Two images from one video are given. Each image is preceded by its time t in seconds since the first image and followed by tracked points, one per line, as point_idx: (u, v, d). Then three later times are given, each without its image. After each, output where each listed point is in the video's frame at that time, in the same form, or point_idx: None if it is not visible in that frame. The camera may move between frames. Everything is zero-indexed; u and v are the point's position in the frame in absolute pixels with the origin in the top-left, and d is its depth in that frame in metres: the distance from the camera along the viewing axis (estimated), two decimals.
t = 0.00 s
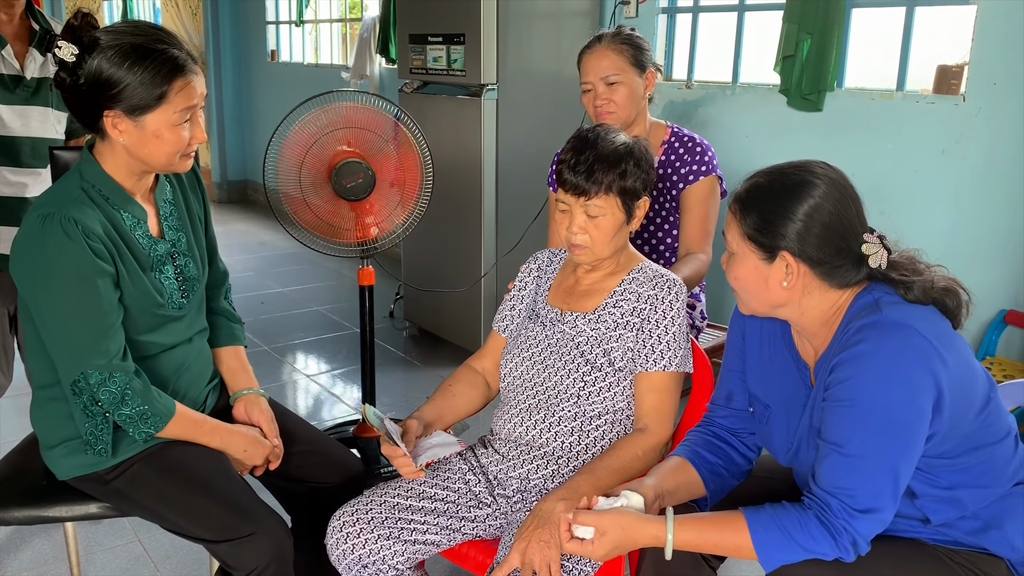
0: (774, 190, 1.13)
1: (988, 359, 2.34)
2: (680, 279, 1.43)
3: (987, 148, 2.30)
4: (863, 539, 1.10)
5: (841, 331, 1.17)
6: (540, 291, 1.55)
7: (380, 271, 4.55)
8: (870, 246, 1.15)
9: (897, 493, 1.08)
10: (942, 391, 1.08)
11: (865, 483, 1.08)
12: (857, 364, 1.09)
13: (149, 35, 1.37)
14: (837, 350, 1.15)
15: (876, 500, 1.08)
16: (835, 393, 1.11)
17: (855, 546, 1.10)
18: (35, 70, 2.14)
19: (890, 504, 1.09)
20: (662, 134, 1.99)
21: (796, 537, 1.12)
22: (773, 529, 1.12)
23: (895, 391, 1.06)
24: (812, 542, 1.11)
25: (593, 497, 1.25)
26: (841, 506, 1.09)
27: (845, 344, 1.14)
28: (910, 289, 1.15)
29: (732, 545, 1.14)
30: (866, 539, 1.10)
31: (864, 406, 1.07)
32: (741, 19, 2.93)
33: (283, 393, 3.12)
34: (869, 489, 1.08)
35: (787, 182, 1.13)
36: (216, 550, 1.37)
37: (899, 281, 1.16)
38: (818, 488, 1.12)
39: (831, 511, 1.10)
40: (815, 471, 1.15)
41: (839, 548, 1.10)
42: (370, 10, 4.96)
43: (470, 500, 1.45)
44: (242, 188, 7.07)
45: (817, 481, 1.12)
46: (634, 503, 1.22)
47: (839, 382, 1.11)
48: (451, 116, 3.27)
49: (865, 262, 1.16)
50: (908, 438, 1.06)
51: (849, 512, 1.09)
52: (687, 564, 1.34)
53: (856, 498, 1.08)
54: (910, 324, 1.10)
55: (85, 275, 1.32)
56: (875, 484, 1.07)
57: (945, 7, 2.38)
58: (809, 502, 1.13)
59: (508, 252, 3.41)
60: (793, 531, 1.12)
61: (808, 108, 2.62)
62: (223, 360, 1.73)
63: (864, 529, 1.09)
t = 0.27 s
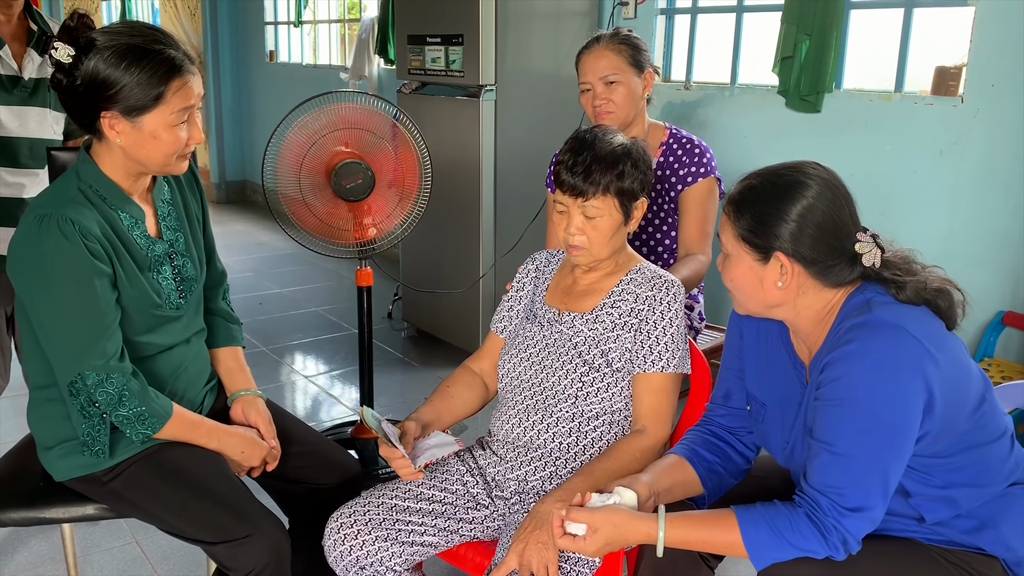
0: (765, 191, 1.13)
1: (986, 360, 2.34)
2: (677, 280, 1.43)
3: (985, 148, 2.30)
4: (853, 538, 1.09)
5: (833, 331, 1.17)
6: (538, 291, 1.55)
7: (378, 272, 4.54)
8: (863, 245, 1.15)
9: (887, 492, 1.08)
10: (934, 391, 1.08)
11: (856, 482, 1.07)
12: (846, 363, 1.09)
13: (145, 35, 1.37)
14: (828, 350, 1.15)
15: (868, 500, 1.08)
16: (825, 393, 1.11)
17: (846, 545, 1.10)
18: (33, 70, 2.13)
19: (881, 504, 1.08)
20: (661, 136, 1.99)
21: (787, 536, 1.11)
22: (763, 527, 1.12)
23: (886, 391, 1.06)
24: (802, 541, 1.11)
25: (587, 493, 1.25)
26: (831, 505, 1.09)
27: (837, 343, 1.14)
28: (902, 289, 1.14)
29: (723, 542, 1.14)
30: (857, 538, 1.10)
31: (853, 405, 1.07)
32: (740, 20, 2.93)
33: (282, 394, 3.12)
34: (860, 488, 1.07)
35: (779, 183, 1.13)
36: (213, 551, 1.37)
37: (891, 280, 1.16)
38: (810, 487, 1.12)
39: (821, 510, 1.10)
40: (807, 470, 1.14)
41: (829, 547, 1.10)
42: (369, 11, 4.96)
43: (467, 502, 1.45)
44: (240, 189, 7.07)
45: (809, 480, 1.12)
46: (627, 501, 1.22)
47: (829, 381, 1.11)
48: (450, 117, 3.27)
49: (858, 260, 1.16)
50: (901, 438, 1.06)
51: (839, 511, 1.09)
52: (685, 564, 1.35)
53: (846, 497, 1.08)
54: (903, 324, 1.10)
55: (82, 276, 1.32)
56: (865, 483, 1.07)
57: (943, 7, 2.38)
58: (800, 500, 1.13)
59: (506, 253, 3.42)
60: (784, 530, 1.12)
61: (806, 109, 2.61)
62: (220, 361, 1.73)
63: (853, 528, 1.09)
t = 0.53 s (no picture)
0: (761, 195, 1.13)
1: (985, 363, 2.34)
2: (677, 282, 1.43)
3: (985, 151, 2.31)
4: (850, 540, 1.10)
5: (829, 334, 1.17)
6: (538, 294, 1.55)
7: (379, 274, 4.55)
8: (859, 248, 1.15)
9: (885, 495, 1.08)
10: (931, 394, 1.09)
11: (854, 485, 1.08)
12: (842, 366, 1.09)
13: (145, 37, 1.37)
14: (824, 352, 1.15)
15: (866, 502, 1.08)
16: (822, 395, 1.11)
17: (843, 547, 1.10)
18: (35, 73, 2.14)
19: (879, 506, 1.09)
20: (661, 139, 2.00)
21: (784, 538, 1.12)
22: (761, 529, 1.13)
23: (884, 393, 1.06)
24: (800, 543, 1.11)
25: (586, 495, 1.25)
26: (828, 507, 1.09)
27: (833, 346, 1.14)
28: (898, 292, 1.15)
29: (721, 545, 1.14)
30: (853, 540, 1.10)
31: (848, 407, 1.07)
32: (740, 23, 2.93)
33: (282, 396, 3.12)
34: (856, 491, 1.08)
35: (774, 186, 1.13)
36: (214, 553, 1.37)
37: (886, 283, 1.16)
38: (807, 489, 1.12)
39: (818, 512, 1.10)
40: (804, 472, 1.15)
41: (827, 549, 1.10)
42: (370, 13, 4.97)
43: (467, 504, 1.45)
44: (240, 191, 7.07)
45: (806, 483, 1.12)
46: (625, 503, 1.22)
47: (825, 383, 1.11)
48: (450, 120, 3.27)
49: (854, 262, 1.16)
50: (898, 440, 1.07)
51: (836, 513, 1.09)
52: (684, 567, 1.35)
53: (843, 499, 1.08)
54: (899, 326, 1.10)
55: (84, 279, 1.32)
56: (863, 485, 1.07)
57: (943, 10, 2.38)
58: (797, 502, 1.14)
59: (507, 255, 3.42)
60: (781, 532, 1.12)
61: (806, 112, 2.62)
62: (222, 364, 1.73)
63: (851, 530, 1.09)
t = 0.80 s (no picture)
0: (762, 198, 1.13)
1: (985, 366, 2.34)
2: (676, 285, 1.43)
3: (984, 154, 2.31)
4: (849, 543, 1.10)
5: (828, 337, 1.17)
6: (538, 297, 1.56)
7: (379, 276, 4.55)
8: (859, 252, 1.15)
9: (884, 497, 1.08)
10: (929, 397, 1.09)
11: (852, 488, 1.08)
12: (840, 369, 1.09)
13: (145, 39, 1.37)
14: (823, 355, 1.15)
15: (865, 505, 1.08)
16: (820, 398, 1.11)
17: (842, 550, 1.10)
18: (35, 74, 2.14)
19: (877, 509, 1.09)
20: (661, 141, 2.00)
21: (783, 541, 1.12)
22: (760, 532, 1.13)
23: (883, 397, 1.07)
24: (799, 545, 1.11)
25: (585, 498, 1.25)
26: (826, 510, 1.10)
27: (832, 349, 1.14)
28: (898, 295, 1.15)
29: (720, 547, 1.14)
30: (852, 542, 1.10)
31: (847, 411, 1.08)
32: (740, 26, 2.94)
33: (282, 398, 3.12)
34: (855, 494, 1.08)
35: (774, 189, 1.13)
36: (214, 554, 1.37)
37: (887, 286, 1.16)
38: (806, 492, 1.12)
39: (817, 515, 1.10)
40: (803, 475, 1.15)
41: (826, 552, 1.10)
42: (371, 15, 4.98)
43: (467, 506, 1.46)
44: (241, 192, 7.07)
45: (805, 486, 1.12)
46: (624, 506, 1.22)
47: (824, 387, 1.11)
48: (450, 121, 3.28)
49: (854, 266, 1.16)
50: (897, 443, 1.07)
51: (835, 517, 1.09)
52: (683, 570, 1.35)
53: (841, 502, 1.09)
54: (898, 329, 1.10)
55: (85, 281, 1.32)
56: (862, 488, 1.08)
57: (943, 13, 2.39)
58: (796, 505, 1.14)
59: (508, 257, 3.42)
60: (780, 535, 1.12)
61: (806, 114, 2.62)
62: (222, 365, 1.73)
63: (849, 533, 1.09)
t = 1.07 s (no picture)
0: (766, 197, 1.13)
1: (984, 368, 2.34)
2: (675, 287, 1.43)
3: (983, 156, 2.31)
4: (847, 545, 1.10)
5: (826, 339, 1.17)
6: (537, 299, 1.56)
7: (377, 278, 4.55)
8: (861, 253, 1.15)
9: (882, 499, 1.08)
10: (927, 399, 1.09)
11: (850, 490, 1.08)
12: (838, 371, 1.10)
13: (144, 42, 1.38)
14: (821, 357, 1.15)
15: (862, 507, 1.08)
16: (818, 400, 1.11)
17: (839, 552, 1.10)
18: (33, 75, 2.14)
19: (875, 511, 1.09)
20: (659, 144, 2.00)
21: (781, 543, 1.12)
22: (758, 534, 1.13)
23: (881, 399, 1.07)
24: (796, 547, 1.11)
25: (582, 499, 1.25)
26: (824, 512, 1.09)
27: (830, 351, 1.14)
28: (899, 297, 1.15)
29: (717, 549, 1.14)
30: (850, 545, 1.10)
31: (845, 413, 1.08)
32: (739, 28, 2.94)
33: (281, 400, 3.12)
34: (853, 496, 1.08)
35: (779, 189, 1.13)
36: (212, 556, 1.37)
37: (888, 288, 1.16)
38: (804, 494, 1.12)
39: (815, 517, 1.10)
40: (801, 477, 1.15)
41: (823, 554, 1.10)
42: (370, 17, 4.98)
43: (466, 508, 1.45)
44: (240, 195, 7.07)
45: (803, 487, 1.12)
46: (622, 507, 1.22)
47: (822, 389, 1.11)
48: (449, 124, 3.28)
49: (857, 268, 1.17)
50: (895, 445, 1.07)
51: (834, 518, 1.09)
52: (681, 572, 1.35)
53: (839, 505, 1.09)
54: (896, 332, 1.10)
55: (84, 283, 1.32)
56: (860, 490, 1.08)
57: (941, 16, 2.39)
58: (794, 507, 1.14)
59: (506, 259, 3.42)
60: (778, 537, 1.12)
61: (804, 116, 2.62)
62: (221, 367, 1.73)
63: (847, 535, 1.09)
